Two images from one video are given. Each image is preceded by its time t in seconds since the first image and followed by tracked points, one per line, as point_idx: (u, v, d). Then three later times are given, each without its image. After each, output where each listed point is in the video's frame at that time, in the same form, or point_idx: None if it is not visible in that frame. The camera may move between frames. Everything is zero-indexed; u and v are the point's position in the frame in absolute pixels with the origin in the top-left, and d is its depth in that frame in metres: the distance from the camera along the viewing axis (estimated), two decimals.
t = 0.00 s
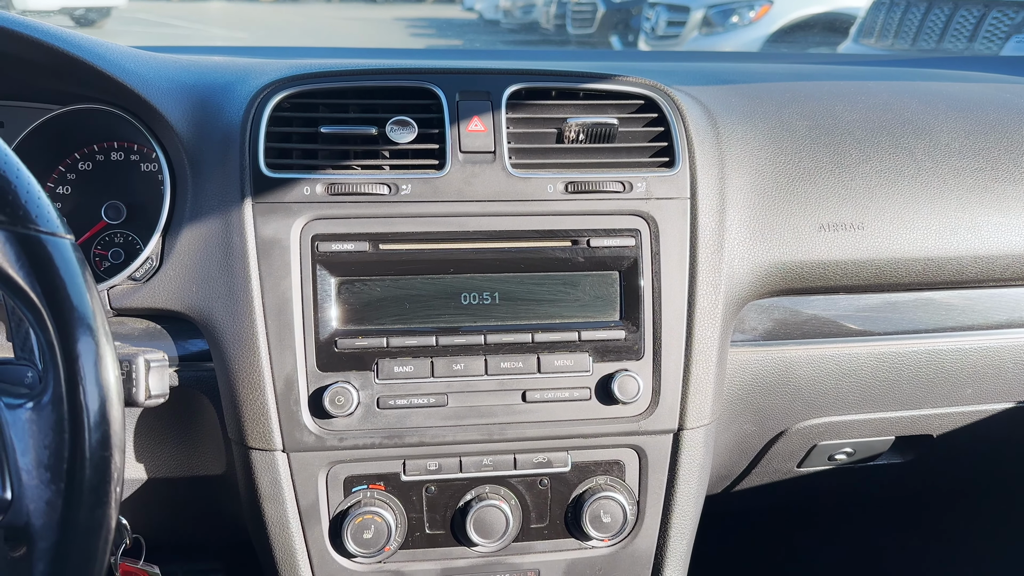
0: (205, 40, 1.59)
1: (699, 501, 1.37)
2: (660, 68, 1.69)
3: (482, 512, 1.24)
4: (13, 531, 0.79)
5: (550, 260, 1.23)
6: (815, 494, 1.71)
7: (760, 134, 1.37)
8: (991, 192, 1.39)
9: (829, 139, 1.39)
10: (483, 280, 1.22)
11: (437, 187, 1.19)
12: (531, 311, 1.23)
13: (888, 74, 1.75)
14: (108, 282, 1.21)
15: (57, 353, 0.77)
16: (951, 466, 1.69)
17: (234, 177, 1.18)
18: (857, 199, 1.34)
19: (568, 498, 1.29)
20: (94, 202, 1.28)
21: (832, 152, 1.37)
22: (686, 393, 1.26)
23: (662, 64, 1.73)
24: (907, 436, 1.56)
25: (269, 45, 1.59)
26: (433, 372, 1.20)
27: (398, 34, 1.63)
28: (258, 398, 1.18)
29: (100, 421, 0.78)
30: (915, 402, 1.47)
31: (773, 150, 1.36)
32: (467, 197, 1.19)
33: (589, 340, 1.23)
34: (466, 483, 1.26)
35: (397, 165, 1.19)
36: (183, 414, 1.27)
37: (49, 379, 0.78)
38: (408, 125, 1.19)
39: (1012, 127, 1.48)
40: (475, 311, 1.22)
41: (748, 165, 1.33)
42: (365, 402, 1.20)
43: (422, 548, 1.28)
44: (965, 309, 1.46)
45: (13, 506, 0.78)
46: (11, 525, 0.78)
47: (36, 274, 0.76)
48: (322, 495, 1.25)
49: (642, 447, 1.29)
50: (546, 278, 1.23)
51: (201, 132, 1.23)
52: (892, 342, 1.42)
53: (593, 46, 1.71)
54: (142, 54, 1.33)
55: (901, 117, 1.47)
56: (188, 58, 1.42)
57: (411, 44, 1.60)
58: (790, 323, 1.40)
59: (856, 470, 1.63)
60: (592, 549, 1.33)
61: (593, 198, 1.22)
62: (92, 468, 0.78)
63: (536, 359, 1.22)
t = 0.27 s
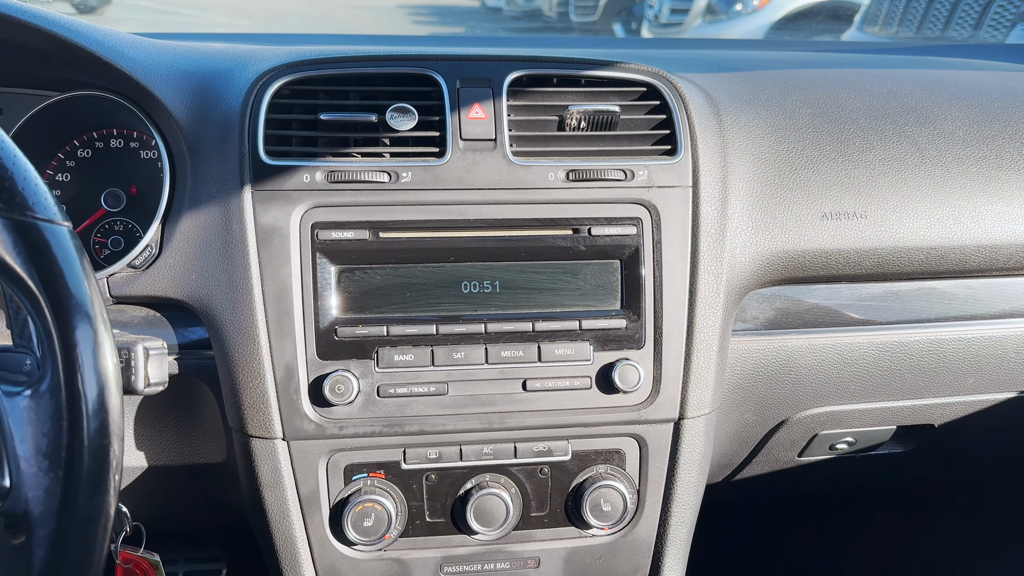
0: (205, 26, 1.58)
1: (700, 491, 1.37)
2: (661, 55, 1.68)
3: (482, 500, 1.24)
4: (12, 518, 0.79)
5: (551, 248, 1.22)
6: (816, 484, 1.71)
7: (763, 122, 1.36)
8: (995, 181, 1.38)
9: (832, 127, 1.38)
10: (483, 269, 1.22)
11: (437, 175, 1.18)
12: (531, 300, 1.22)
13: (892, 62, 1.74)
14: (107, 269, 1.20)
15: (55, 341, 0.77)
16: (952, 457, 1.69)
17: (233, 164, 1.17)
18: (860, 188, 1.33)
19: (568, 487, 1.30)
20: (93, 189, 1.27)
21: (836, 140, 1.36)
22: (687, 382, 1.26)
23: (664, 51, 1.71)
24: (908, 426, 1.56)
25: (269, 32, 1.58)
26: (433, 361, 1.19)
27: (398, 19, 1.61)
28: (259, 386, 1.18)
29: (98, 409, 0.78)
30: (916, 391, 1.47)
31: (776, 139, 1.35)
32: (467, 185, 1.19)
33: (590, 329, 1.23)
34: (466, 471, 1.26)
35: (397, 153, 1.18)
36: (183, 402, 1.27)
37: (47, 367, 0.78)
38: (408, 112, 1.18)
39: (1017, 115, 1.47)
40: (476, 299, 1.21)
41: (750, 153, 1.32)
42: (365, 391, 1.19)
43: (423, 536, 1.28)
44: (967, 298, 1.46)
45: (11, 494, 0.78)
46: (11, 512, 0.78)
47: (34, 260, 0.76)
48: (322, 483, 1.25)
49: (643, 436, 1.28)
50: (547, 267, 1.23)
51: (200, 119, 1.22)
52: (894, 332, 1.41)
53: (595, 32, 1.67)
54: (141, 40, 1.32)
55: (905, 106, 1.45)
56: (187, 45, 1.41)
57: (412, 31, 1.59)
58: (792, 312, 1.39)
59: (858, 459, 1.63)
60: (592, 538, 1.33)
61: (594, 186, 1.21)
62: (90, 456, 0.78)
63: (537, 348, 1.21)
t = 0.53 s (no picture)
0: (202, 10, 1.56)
1: (699, 477, 1.37)
2: (663, 40, 1.67)
3: (482, 487, 1.24)
4: (11, 504, 0.79)
5: (551, 235, 1.22)
6: (815, 471, 1.71)
7: (764, 108, 1.35)
8: (997, 167, 1.38)
9: (834, 113, 1.37)
10: (483, 255, 1.21)
11: (437, 161, 1.17)
12: (531, 287, 1.22)
13: (895, 48, 1.72)
14: (106, 256, 1.20)
15: (52, 326, 0.76)
16: (953, 444, 1.69)
17: (232, 150, 1.17)
18: (861, 174, 1.33)
19: (568, 473, 1.30)
20: (92, 175, 1.27)
21: (837, 126, 1.35)
22: (687, 369, 1.26)
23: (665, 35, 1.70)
24: (908, 413, 1.56)
25: (267, 16, 1.57)
26: (433, 347, 1.19)
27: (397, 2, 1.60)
28: (258, 372, 1.18)
29: (97, 395, 0.78)
30: (916, 379, 1.47)
31: (777, 125, 1.34)
32: (467, 171, 1.18)
33: (590, 316, 1.22)
34: (466, 458, 1.26)
35: (396, 138, 1.18)
36: (183, 388, 1.27)
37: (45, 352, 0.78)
38: (407, 97, 1.17)
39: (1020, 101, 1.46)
40: (475, 286, 1.21)
41: (751, 139, 1.31)
42: (365, 377, 1.19)
43: (423, 522, 1.29)
44: (968, 286, 1.46)
45: (10, 479, 0.78)
46: (10, 498, 0.78)
47: (31, 246, 0.75)
48: (322, 469, 1.25)
49: (642, 423, 1.29)
50: (547, 254, 1.22)
51: (199, 104, 1.21)
52: (894, 319, 1.41)
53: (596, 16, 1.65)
54: (139, 24, 1.31)
55: (908, 92, 1.44)
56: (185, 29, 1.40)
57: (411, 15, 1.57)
58: (792, 299, 1.39)
59: (858, 446, 1.64)
60: (591, 524, 1.33)
61: (595, 172, 1.21)
62: (88, 442, 0.78)
63: (536, 335, 1.21)
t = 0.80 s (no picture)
0: None
1: (699, 462, 1.37)
2: (665, 23, 1.65)
3: (482, 472, 1.24)
4: (11, 488, 0.79)
5: (551, 219, 1.21)
6: (816, 456, 1.72)
7: (766, 92, 1.34)
8: (1000, 152, 1.37)
9: (837, 97, 1.36)
10: (483, 240, 1.21)
11: (437, 145, 1.16)
12: (532, 272, 1.22)
13: (899, 32, 1.71)
14: (105, 240, 1.19)
15: (51, 310, 0.76)
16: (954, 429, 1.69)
17: (231, 133, 1.16)
18: (864, 159, 1.32)
19: (568, 458, 1.30)
20: (90, 159, 1.26)
21: (840, 110, 1.34)
22: (687, 354, 1.26)
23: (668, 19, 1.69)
24: (909, 398, 1.56)
25: None
26: (433, 332, 1.19)
27: None
28: (258, 357, 1.18)
29: (96, 379, 0.78)
30: (917, 364, 1.47)
31: (779, 109, 1.33)
32: (467, 155, 1.17)
33: (591, 301, 1.22)
34: (466, 443, 1.26)
35: (396, 122, 1.17)
36: (183, 372, 1.27)
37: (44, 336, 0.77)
38: (407, 80, 1.16)
39: None
40: (476, 271, 1.20)
41: (754, 123, 1.30)
42: (365, 362, 1.19)
43: (423, 506, 1.29)
44: (970, 271, 1.45)
45: (9, 464, 0.78)
46: (10, 482, 0.78)
47: (29, 229, 0.75)
48: (323, 454, 1.25)
49: (643, 408, 1.29)
50: (548, 238, 1.22)
51: (197, 88, 1.20)
52: (896, 304, 1.40)
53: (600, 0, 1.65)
54: (136, 6, 1.30)
55: (911, 76, 1.43)
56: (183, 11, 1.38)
57: None
58: (794, 285, 1.39)
59: (858, 431, 1.64)
60: (591, 508, 1.34)
61: (595, 157, 1.20)
62: (88, 426, 0.78)
63: (537, 320, 1.21)
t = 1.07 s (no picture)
0: None
1: (699, 447, 1.38)
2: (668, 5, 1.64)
3: (482, 456, 1.25)
4: (10, 473, 0.78)
5: (552, 204, 1.21)
6: (815, 441, 1.72)
7: (769, 76, 1.33)
8: (1004, 136, 1.36)
9: (841, 81, 1.35)
10: (483, 224, 1.20)
11: (437, 128, 1.16)
12: (532, 257, 1.21)
13: (904, 15, 1.70)
14: (104, 224, 1.18)
15: (49, 295, 0.76)
16: (954, 414, 1.69)
17: (229, 117, 1.15)
18: (867, 143, 1.31)
19: (568, 443, 1.30)
20: (88, 142, 1.25)
21: (843, 94, 1.33)
22: (688, 339, 1.26)
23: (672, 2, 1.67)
24: (909, 383, 1.56)
25: None
26: (433, 317, 1.19)
27: None
28: (258, 342, 1.18)
29: (95, 363, 0.78)
30: (918, 349, 1.46)
31: (781, 92, 1.32)
32: (468, 140, 1.17)
33: (591, 286, 1.22)
34: (466, 428, 1.26)
35: (395, 105, 1.16)
36: (183, 357, 1.26)
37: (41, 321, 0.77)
38: (406, 63, 1.15)
39: None
40: (476, 256, 1.20)
41: (756, 107, 1.29)
42: (365, 347, 1.19)
43: (423, 490, 1.30)
44: (971, 257, 1.45)
45: (8, 449, 0.77)
46: (9, 467, 0.77)
47: (27, 213, 0.75)
48: (323, 437, 1.25)
49: (643, 393, 1.29)
50: (548, 223, 1.21)
51: (196, 71, 1.20)
52: (897, 289, 1.40)
53: None
54: None
55: (915, 59, 1.42)
56: None
57: None
58: (795, 270, 1.38)
59: (859, 416, 1.64)
60: (591, 492, 1.34)
61: (596, 141, 1.19)
62: (87, 411, 0.78)
63: (537, 305, 1.21)
